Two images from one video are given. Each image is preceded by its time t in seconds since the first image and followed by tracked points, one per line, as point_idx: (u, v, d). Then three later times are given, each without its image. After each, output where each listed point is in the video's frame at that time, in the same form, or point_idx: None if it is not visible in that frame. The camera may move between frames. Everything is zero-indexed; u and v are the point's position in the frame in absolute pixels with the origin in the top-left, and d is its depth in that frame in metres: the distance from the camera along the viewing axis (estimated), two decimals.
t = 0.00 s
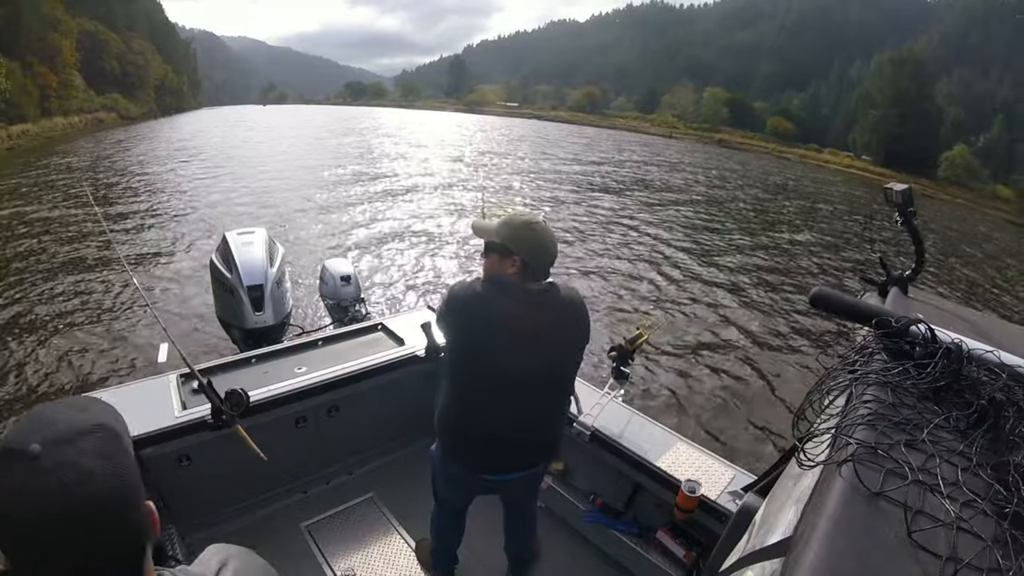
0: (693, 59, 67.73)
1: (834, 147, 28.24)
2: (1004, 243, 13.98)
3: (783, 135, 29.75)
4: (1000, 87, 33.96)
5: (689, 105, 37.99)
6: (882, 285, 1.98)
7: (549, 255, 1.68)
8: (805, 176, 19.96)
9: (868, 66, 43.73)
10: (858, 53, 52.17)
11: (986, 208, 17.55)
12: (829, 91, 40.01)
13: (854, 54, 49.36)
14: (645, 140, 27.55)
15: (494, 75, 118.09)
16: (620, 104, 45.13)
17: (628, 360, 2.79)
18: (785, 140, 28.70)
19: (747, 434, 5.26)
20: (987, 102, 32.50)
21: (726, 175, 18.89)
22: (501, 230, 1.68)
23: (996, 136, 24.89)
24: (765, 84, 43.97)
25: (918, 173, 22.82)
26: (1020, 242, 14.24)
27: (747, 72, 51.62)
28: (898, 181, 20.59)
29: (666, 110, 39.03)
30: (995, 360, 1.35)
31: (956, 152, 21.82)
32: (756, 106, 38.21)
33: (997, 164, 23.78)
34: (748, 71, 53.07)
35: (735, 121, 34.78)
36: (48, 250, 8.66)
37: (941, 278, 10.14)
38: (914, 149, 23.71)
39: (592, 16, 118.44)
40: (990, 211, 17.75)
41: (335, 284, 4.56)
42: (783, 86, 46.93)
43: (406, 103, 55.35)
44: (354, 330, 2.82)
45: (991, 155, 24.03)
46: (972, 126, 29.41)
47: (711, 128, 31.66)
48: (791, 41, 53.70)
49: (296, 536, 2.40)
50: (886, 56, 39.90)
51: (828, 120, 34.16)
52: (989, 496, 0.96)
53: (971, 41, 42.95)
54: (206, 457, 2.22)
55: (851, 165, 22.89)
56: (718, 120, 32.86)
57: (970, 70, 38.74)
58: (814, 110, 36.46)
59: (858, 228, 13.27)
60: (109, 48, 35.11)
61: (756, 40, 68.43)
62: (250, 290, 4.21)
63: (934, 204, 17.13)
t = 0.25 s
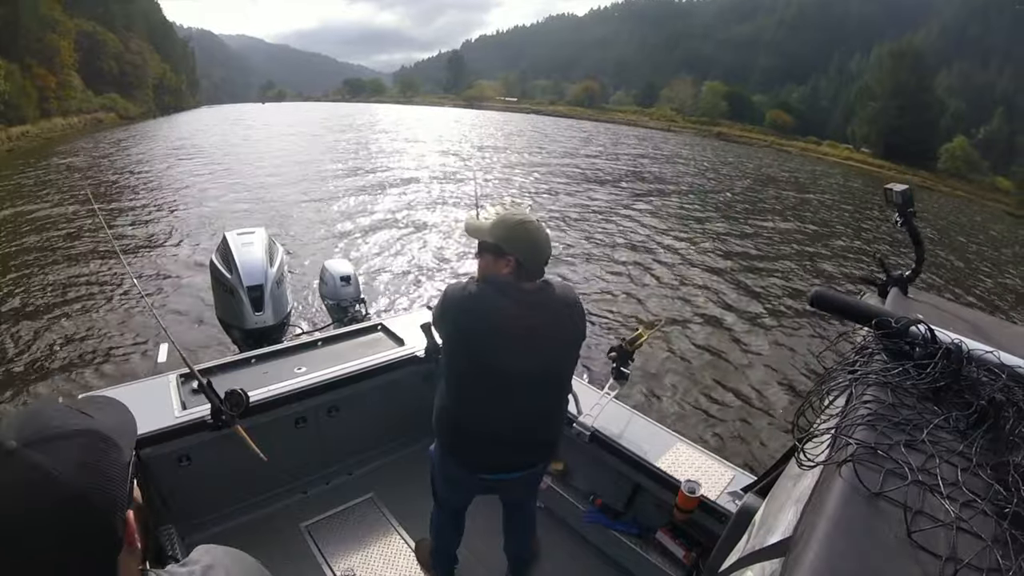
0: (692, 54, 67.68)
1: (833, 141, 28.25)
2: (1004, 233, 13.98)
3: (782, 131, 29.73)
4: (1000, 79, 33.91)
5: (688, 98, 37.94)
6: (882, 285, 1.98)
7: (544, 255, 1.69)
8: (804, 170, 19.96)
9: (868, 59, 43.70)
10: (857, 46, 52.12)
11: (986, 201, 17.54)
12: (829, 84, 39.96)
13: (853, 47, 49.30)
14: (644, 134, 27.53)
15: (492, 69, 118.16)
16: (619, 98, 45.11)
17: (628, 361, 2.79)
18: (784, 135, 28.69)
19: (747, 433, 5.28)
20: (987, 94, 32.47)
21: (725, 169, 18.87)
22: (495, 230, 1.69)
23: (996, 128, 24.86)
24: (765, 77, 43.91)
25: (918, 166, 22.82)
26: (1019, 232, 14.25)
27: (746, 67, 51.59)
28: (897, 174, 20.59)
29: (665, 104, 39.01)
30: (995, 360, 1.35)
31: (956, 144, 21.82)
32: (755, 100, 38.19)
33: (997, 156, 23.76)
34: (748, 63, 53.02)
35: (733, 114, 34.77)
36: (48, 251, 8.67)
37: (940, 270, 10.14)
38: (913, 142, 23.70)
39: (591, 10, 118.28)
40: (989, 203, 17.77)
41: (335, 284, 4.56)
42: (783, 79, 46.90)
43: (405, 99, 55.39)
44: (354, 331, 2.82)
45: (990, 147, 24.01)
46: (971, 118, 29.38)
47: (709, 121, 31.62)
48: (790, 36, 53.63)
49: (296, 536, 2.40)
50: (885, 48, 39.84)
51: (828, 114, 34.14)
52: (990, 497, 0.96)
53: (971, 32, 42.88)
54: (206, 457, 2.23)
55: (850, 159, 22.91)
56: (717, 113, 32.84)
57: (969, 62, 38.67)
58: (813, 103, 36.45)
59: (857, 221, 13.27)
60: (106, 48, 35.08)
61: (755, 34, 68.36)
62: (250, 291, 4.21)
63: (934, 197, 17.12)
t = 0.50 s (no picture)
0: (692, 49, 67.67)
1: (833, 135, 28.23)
2: (1004, 225, 13.97)
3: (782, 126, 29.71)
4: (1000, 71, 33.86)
5: (687, 92, 37.88)
6: (881, 285, 1.98)
7: (545, 256, 1.69)
8: (804, 164, 19.96)
9: (867, 52, 43.66)
10: (857, 39, 52.07)
11: (985, 195, 17.52)
12: (829, 78, 39.94)
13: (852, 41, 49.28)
14: (643, 127, 27.48)
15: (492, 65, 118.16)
16: (619, 93, 45.10)
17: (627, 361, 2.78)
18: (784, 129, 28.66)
19: (747, 432, 5.29)
20: (986, 87, 32.45)
21: (725, 164, 18.87)
22: (495, 230, 1.69)
23: (996, 120, 24.83)
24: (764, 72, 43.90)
25: (918, 160, 22.80)
26: (1019, 224, 14.26)
27: (746, 61, 51.56)
28: (897, 168, 20.59)
29: (665, 99, 38.98)
30: (995, 360, 1.35)
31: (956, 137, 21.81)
32: (754, 94, 38.16)
33: (997, 149, 23.75)
34: (747, 56, 52.90)
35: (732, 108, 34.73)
36: (48, 250, 8.68)
37: (940, 264, 10.14)
38: (913, 135, 23.68)
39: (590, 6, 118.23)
40: (989, 196, 17.78)
41: (335, 284, 4.56)
42: (782, 73, 46.88)
43: (404, 95, 55.44)
44: (354, 331, 2.82)
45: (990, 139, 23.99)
46: (971, 111, 29.35)
47: (709, 114, 31.56)
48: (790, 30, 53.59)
49: (296, 536, 2.40)
50: (885, 40, 39.76)
51: (827, 107, 34.11)
52: (990, 497, 0.96)
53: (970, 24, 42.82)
54: (206, 457, 2.23)
55: (849, 152, 22.92)
56: (716, 107, 32.82)
57: (969, 53, 38.60)
58: (813, 97, 36.45)
59: (856, 216, 13.27)
60: (105, 47, 35.07)
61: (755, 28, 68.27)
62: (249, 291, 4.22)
63: (933, 191, 17.12)
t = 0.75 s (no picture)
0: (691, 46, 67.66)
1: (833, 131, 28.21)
2: (1003, 221, 13.97)
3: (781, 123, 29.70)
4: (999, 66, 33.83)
5: (687, 89, 37.86)
6: (882, 285, 1.98)
7: (546, 255, 1.69)
8: (803, 160, 19.95)
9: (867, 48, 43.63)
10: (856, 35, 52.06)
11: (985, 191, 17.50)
12: (829, 74, 39.94)
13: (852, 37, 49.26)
14: (642, 125, 27.46)
15: (492, 63, 118.23)
16: (619, 90, 45.09)
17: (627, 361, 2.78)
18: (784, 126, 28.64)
19: (746, 431, 5.29)
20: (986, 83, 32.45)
21: (724, 160, 18.86)
22: (496, 229, 1.69)
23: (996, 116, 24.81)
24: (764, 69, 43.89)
25: (917, 156, 22.79)
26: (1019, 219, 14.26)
27: (745, 58, 51.54)
28: (896, 164, 20.59)
29: (664, 96, 38.95)
30: (996, 360, 1.35)
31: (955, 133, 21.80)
32: (754, 91, 38.15)
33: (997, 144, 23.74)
34: (747, 53, 52.86)
35: (731, 106, 34.72)
36: (47, 250, 8.67)
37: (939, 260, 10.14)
38: (913, 131, 23.66)
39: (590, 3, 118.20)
40: (988, 192, 17.78)
41: (335, 284, 4.56)
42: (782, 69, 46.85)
43: (404, 93, 55.42)
44: (354, 331, 2.82)
45: (990, 134, 23.97)
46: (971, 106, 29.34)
47: (708, 111, 31.54)
48: (789, 27, 53.56)
49: (296, 536, 2.40)
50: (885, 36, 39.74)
51: (827, 103, 34.09)
52: (989, 496, 0.96)
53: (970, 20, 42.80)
54: (206, 457, 2.22)
55: (849, 149, 22.91)
56: (715, 105, 32.77)
57: (968, 49, 38.57)
58: (813, 93, 36.44)
59: (855, 212, 13.28)
60: (104, 46, 35.02)
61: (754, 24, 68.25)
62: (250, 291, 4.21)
63: (933, 187, 17.12)
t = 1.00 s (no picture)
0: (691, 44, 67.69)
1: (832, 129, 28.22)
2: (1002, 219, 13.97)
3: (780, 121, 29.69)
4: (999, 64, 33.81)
5: (686, 88, 37.89)
6: (881, 285, 1.98)
7: (550, 254, 1.67)
8: (803, 159, 19.95)
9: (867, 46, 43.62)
10: (856, 34, 52.06)
11: (984, 189, 17.50)
12: (828, 72, 39.95)
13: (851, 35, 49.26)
14: (642, 123, 27.45)
15: (491, 62, 118.29)
16: (619, 89, 45.12)
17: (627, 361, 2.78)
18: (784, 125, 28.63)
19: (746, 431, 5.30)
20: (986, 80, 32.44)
21: (724, 159, 18.87)
22: (500, 229, 1.68)
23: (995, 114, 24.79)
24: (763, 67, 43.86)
25: (917, 154, 22.80)
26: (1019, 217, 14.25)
27: (745, 56, 51.53)
28: (896, 163, 20.59)
29: (664, 95, 38.95)
30: (995, 360, 1.35)
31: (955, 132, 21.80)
32: (753, 89, 38.16)
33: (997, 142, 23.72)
34: (746, 51, 52.82)
35: (731, 105, 34.71)
36: (47, 250, 8.68)
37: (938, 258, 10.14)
38: (912, 129, 23.66)
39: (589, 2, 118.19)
40: (988, 190, 17.79)
41: (335, 285, 4.56)
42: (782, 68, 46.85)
43: (404, 92, 55.45)
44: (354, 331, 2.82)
45: (989, 132, 23.97)
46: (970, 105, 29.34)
47: (707, 110, 31.55)
48: (789, 25, 53.55)
49: (297, 536, 2.40)
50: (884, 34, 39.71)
51: (827, 101, 34.09)
52: (989, 497, 0.96)
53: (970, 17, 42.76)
54: (206, 457, 2.22)
55: (848, 147, 22.91)
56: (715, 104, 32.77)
57: (968, 47, 38.54)
58: (812, 91, 36.44)
59: (854, 211, 13.28)
60: (104, 45, 35.00)
61: (755, 22, 68.22)
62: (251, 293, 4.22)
63: (932, 185, 17.12)
